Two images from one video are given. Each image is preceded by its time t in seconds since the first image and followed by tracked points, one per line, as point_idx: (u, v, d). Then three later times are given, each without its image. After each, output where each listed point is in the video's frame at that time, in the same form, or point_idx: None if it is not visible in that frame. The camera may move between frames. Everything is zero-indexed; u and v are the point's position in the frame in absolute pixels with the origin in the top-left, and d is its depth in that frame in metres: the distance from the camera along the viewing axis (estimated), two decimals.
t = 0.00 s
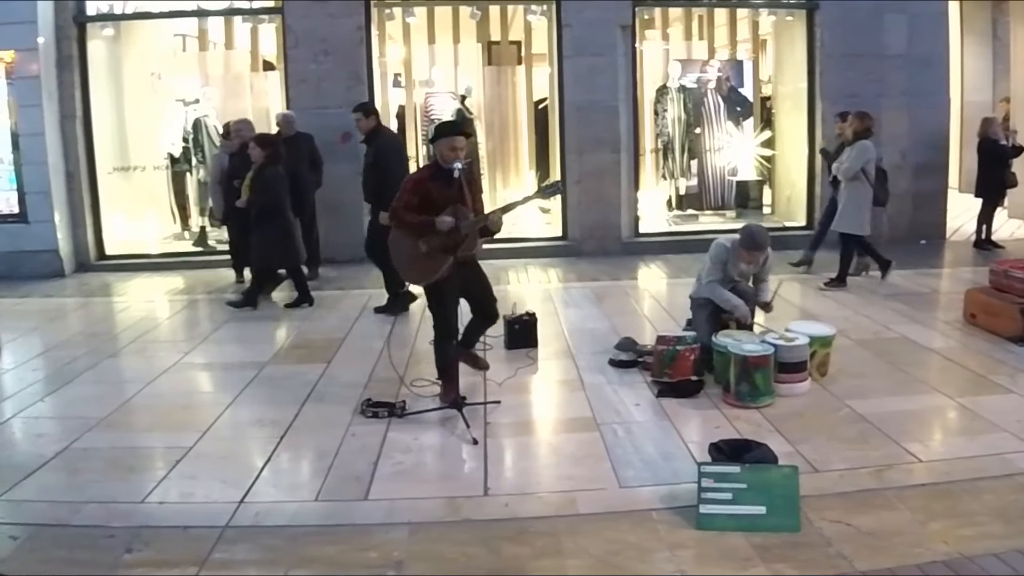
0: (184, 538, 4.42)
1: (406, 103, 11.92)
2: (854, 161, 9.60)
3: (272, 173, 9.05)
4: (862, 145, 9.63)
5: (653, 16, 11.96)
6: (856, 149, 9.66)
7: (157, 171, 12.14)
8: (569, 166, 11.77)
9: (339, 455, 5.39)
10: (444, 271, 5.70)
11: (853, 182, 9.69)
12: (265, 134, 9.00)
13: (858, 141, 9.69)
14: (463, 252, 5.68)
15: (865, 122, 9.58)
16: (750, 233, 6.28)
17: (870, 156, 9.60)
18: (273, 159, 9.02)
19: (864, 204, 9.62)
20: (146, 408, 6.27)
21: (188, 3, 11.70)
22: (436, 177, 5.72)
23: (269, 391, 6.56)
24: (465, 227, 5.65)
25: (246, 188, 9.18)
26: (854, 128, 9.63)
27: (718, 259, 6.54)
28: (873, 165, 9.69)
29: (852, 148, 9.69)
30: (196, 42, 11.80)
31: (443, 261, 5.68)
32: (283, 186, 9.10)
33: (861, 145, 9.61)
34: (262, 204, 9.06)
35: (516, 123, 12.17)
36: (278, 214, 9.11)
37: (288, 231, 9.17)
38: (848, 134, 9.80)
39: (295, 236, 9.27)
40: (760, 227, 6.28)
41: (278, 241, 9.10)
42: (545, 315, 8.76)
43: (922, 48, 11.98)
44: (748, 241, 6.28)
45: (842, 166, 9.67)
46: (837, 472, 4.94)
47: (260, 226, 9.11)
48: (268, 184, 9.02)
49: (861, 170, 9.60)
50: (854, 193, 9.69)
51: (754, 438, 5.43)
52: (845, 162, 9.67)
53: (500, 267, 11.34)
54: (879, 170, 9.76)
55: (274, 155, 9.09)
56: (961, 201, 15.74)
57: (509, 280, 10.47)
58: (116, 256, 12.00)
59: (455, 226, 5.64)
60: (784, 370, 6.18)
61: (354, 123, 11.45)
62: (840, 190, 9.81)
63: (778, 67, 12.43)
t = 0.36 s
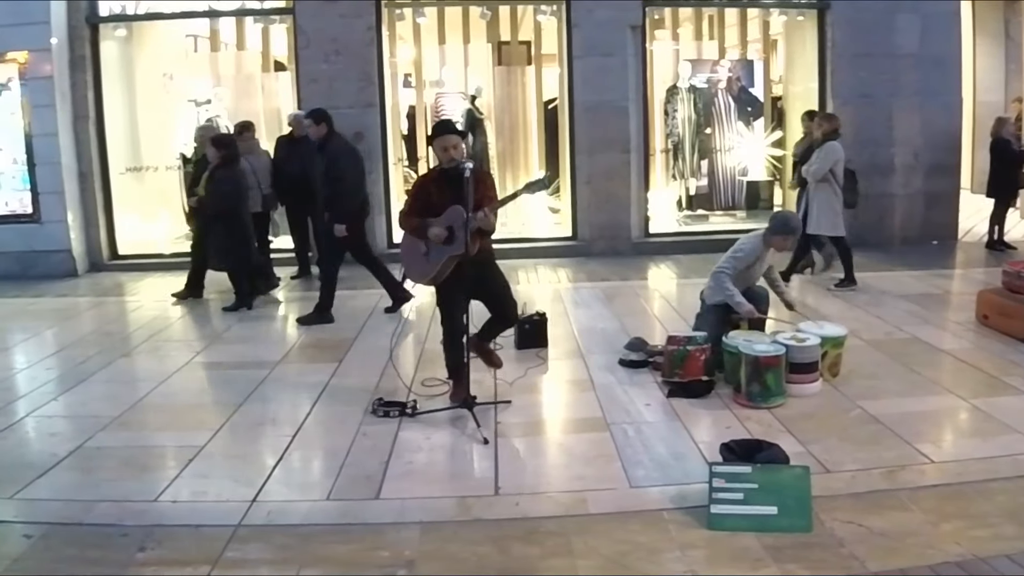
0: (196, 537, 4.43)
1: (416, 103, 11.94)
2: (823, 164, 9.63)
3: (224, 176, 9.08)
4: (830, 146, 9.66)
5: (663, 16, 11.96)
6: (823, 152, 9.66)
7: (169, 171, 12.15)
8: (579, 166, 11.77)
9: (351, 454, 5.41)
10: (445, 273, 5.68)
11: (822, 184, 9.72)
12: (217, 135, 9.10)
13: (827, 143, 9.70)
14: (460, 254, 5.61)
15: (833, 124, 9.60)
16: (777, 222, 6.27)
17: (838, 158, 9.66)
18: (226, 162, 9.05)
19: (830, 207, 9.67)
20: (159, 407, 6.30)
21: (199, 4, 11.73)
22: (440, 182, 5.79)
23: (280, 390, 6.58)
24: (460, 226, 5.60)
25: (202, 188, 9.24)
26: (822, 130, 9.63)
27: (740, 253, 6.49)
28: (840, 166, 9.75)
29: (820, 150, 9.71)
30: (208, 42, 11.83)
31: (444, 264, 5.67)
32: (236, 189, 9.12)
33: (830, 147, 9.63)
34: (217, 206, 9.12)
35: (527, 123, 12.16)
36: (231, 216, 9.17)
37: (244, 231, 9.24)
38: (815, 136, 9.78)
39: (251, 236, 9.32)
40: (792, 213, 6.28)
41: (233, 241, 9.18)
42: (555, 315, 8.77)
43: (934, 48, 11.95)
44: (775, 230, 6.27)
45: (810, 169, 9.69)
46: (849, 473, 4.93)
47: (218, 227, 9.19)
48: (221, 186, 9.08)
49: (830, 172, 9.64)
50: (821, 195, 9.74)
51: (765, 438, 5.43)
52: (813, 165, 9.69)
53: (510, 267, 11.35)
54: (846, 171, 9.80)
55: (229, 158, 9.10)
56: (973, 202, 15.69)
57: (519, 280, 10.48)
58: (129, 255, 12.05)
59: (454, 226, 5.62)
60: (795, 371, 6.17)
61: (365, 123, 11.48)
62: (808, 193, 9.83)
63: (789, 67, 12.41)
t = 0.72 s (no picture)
0: (205, 536, 4.44)
1: (424, 101, 11.94)
2: (783, 159, 9.48)
3: (176, 179, 9.14)
4: (791, 141, 9.55)
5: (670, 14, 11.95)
6: (786, 146, 9.53)
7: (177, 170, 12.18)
8: (586, 164, 11.76)
9: (359, 452, 5.41)
10: (456, 275, 5.77)
11: (782, 179, 9.54)
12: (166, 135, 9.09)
13: (787, 138, 9.61)
14: (469, 258, 5.71)
15: (793, 118, 9.48)
16: (768, 226, 6.26)
17: (799, 153, 9.51)
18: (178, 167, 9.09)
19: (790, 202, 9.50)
20: (168, 406, 6.31)
21: (206, 2, 11.74)
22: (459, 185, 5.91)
23: (288, 388, 6.60)
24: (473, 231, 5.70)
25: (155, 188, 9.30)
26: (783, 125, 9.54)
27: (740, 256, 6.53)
28: (802, 162, 9.58)
29: (781, 145, 9.60)
30: (215, 41, 11.85)
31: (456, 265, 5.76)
32: (188, 190, 9.20)
33: (791, 141, 9.53)
34: (168, 209, 9.20)
35: (533, 122, 12.16)
36: (184, 218, 9.25)
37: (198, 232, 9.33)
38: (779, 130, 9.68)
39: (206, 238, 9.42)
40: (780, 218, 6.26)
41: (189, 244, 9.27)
42: (562, 313, 8.77)
43: (942, 45, 11.91)
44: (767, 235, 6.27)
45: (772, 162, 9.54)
46: (857, 470, 4.92)
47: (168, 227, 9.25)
48: (173, 190, 9.14)
49: (790, 167, 9.49)
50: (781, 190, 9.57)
51: (772, 436, 5.42)
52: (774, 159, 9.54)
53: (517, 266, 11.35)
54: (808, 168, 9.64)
55: (181, 162, 9.14)
56: (981, 199, 15.65)
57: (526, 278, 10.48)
58: (137, 254, 12.08)
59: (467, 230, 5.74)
60: (803, 368, 6.16)
61: (372, 122, 11.49)
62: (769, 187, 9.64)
63: (797, 64, 12.38)
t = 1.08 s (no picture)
0: (210, 533, 4.45)
1: (429, 99, 11.95)
2: (746, 160, 9.29)
3: (131, 173, 9.18)
4: (754, 142, 9.33)
5: (675, 11, 11.95)
6: (748, 147, 9.30)
7: (183, 167, 12.21)
8: (591, 162, 11.75)
9: (364, 450, 5.42)
10: (462, 257, 5.84)
11: (746, 180, 9.39)
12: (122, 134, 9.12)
13: (750, 138, 9.39)
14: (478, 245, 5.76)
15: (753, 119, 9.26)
16: (781, 221, 6.21)
17: (761, 153, 9.31)
18: (132, 162, 9.14)
19: (755, 204, 9.37)
20: (173, 403, 6.32)
21: None
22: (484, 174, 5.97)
23: (293, 385, 6.62)
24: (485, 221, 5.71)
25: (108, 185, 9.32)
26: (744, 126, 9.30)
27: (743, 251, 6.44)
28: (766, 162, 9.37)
29: (743, 145, 9.39)
30: (221, 39, 11.88)
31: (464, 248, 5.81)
32: (142, 187, 9.25)
33: (753, 143, 9.31)
34: (119, 206, 9.22)
35: (538, 120, 12.12)
36: (138, 212, 9.30)
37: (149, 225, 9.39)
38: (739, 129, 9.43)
39: (157, 234, 9.46)
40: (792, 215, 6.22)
41: (140, 238, 9.30)
42: (566, 311, 8.78)
43: (949, 43, 11.88)
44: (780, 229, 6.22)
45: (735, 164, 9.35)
46: (863, 469, 4.92)
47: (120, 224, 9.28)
48: (128, 185, 9.18)
49: (753, 167, 9.29)
50: (746, 192, 9.42)
51: (777, 434, 5.43)
52: (736, 160, 9.36)
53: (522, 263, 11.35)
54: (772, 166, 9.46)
55: (135, 157, 9.17)
56: (988, 198, 15.61)
57: (531, 276, 10.48)
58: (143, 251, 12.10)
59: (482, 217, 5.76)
60: (808, 366, 6.16)
61: (377, 119, 11.49)
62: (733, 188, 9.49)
63: (803, 62, 12.37)
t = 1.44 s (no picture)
0: (212, 534, 4.45)
1: (430, 99, 11.97)
2: (708, 158, 9.56)
3: (75, 174, 9.14)
4: (715, 139, 9.59)
5: (676, 11, 11.95)
6: (710, 145, 9.57)
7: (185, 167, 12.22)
8: (593, 161, 11.76)
9: (366, 450, 5.43)
10: (460, 262, 5.84)
11: (708, 177, 9.66)
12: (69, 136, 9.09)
13: (711, 136, 9.64)
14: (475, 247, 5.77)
15: (714, 119, 9.55)
16: (774, 199, 6.26)
17: (723, 150, 9.58)
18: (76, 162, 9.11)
19: (718, 200, 9.64)
20: (176, 403, 6.33)
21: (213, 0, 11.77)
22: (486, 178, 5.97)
23: (296, 385, 6.62)
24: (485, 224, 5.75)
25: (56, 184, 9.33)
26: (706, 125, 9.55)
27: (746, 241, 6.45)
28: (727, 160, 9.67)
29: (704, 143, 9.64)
30: (222, 39, 11.90)
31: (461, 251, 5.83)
32: (85, 189, 9.19)
33: (715, 140, 9.57)
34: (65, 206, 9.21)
35: (540, 120, 12.14)
36: (83, 211, 9.26)
37: (96, 229, 9.36)
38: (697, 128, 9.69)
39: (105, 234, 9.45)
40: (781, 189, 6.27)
41: (86, 238, 9.32)
42: (568, 310, 8.78)
43: (951, 41, 11.88)
44: (773, 207, 6.26)
45: (697, 161, 9.60)
46: (865, 468, 4.92)
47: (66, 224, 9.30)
48: (69, 185, 9.14)
49: (715, 165, 9.57)
50: (708, 189, 9.69)
51: (779, 433, 5.42)
52: (699, 158, 9.61)
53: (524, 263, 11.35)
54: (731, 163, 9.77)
55: (77, 158, 9.14)
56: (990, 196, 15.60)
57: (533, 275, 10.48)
58: (146, 252, 12.12)
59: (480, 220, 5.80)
60: (810, 365, 6.15)
61: (379, 119, 11.49)
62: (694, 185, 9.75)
63: (804, 61, 12.37)
